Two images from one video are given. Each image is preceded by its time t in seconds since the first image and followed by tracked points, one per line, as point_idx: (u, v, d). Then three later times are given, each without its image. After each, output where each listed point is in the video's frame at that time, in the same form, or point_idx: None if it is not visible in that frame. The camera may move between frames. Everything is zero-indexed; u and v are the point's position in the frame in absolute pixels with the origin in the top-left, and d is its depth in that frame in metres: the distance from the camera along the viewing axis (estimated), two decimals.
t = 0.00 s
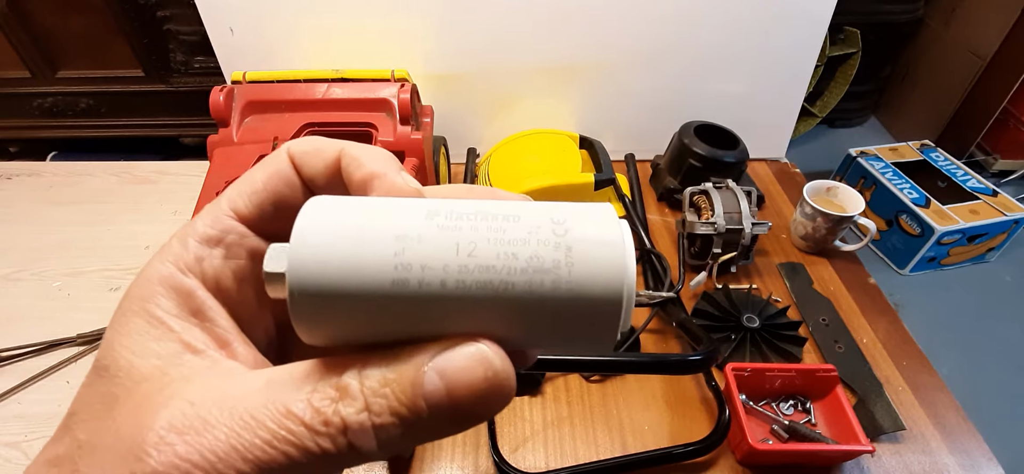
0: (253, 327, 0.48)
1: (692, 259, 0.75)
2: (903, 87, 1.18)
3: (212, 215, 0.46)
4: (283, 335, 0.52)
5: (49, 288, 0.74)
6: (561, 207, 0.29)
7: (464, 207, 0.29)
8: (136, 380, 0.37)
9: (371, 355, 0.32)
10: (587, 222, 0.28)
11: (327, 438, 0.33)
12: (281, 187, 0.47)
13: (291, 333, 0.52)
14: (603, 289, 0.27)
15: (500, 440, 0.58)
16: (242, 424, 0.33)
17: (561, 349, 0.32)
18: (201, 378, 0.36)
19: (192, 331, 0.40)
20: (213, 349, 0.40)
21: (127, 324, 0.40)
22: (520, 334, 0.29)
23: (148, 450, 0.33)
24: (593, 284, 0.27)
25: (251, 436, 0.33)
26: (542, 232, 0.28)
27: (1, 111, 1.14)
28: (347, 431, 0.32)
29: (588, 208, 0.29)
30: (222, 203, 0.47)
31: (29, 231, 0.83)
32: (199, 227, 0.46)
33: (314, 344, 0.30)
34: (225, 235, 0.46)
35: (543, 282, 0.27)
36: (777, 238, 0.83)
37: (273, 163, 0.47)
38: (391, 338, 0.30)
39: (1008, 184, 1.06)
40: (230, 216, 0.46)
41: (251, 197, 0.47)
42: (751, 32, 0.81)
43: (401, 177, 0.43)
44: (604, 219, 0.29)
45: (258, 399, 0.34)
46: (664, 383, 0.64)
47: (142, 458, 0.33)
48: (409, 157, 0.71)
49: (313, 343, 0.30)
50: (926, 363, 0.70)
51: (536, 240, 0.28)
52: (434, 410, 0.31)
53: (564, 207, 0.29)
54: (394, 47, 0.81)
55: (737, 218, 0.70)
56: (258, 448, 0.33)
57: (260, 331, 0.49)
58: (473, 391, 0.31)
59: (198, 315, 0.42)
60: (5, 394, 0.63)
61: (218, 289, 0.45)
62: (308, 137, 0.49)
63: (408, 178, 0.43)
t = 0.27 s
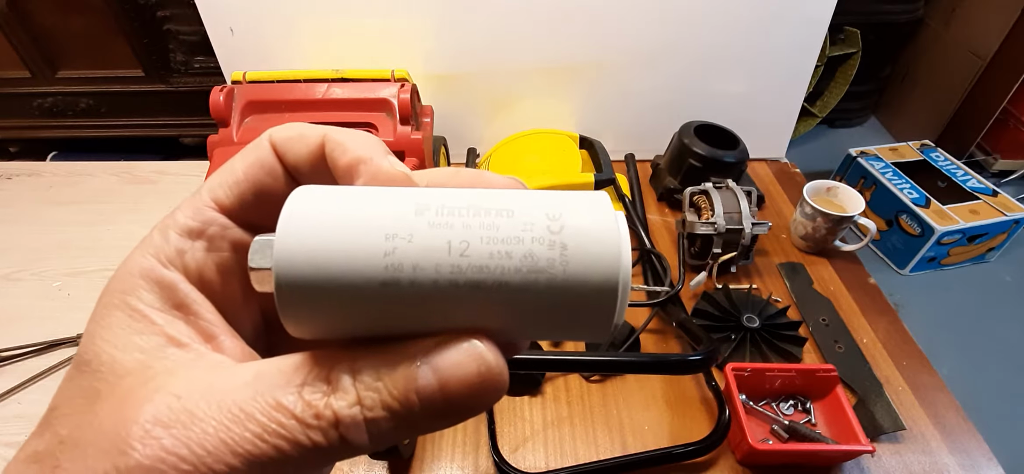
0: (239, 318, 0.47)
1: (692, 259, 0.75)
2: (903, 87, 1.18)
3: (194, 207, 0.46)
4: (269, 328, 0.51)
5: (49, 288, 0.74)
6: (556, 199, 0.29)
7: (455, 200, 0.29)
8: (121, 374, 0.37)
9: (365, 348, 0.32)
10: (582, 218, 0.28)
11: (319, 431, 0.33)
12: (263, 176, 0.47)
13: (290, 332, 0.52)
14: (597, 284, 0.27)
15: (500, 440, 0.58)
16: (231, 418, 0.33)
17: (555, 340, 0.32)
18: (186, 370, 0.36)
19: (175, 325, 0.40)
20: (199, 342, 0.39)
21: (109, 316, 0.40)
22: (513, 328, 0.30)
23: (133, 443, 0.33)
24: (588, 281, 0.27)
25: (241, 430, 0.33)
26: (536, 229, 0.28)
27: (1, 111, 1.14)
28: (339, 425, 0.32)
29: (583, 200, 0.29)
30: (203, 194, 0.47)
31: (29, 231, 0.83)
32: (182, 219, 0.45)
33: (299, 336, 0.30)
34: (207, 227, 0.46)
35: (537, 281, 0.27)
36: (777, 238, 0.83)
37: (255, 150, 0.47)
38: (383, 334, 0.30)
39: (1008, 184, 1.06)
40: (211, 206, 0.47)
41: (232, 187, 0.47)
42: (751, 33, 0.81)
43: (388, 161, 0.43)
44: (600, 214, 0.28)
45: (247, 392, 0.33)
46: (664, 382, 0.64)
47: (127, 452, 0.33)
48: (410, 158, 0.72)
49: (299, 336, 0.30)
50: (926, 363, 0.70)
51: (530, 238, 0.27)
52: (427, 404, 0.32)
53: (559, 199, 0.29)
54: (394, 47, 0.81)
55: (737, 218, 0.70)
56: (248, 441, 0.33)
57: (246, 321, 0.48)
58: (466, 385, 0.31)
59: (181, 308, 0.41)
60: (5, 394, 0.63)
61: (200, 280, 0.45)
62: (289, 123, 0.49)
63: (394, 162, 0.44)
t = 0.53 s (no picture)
0: (234, 309, 0.48)
1: (692, 259, 0.75)
2: (903, 87, 1.18)
3: (186, 195, 0.46)
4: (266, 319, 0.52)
5: (49, 288, 0.74)
6: (557, 187, 0.29)
7: (454, 189, 0.29)
8: (111, 365, 0.36)
9: (365, 339, 0.32)
10: (585, 207, 0.28)
11: (317, 423, 0.33)
12: (256, 162, 0.46)
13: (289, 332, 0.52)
14: (602, 274, 0.27)
15: (500, 440, 0.58)
16: (227, 409, 0.33)
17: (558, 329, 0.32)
18: (179, 361, 0.36)
19: (168, 314, 0.40)
20: (193, 333, 0.39)
21: (100, 306, 0.39)
22: (515, 318, 0.30)
23: (126, 435, 0.33)
24: (592, 270, 0.27)
25: (237, 421, 0.32)
26: (537, 219, 0.27)
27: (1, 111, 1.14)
28: (338, 416, 0.32)
29: (586, 187, 0.29)
30: (196, 181, 0.47)
31: (29, 231, 0.83)
32: (174, 208, 0.45)
33: (297, 329, 0.30)
34: (199, 216, 0.46)
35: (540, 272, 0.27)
36: (777, 238, 0.83)
37: (248, 137, 0.47)
38: (383, 324, 0.30)
39: (1008, 184, 1.06)
40: (204, 194, 0.46)
41: (223, 175, 0.46)
42: (751, 33, 0.81)
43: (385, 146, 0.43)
44: (603, 203, 0.28)
45: (243, 383, 0.33)
46: (664, 382, 0.64)
47: (120, 444, 0.32)
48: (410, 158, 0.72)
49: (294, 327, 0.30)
50: (926, 363, 0.70)
51: (531, 228, 0.27)
52: (427, 395, 0.32)
53: (560, 187, 0.29)
54: (394, 47, 0.81)
55: (737, 218, 0.70)
56: (245, 433, 0.32)
57: (240, 312, 0.48)
58: (467, 376, 0.31)
59: (173, 298, 0.41)
60: (5, 394, 0.63)
61: (194, 270, 0.45)
62: (284, 110, 0.49)
63: (391, 146, 0.43)
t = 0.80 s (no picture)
0: (229, 304, 0.47)
1: (692, 259, 0.75)
2: (903, 87, 1.18)
3: (180, 187, 0.46)
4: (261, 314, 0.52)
5: (49, 288, 0.74)
6: (561, 177, 0.29)
7: (455, 179, 0.28)
8: (102, 360, 0.37)
9: (364, 331, 0.32)
10: (589, 200, 0.28)
11: (310, 420, 0.33)
12: (250, 152, 0.47)
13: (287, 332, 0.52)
14: (605, 269, 0.28)
15: (500, 440, 0.58)
16: (217, 406, 0.33)
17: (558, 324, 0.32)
18: (172, 355, 0.36)
19: (161, 309, 0.40)
20: (186, 328, 0.39)
21: (91, 301, 0.40)
22: (515, 311, 0.30)
23: (113, 432, 0.33)
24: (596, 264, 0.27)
25: (228, 418, 0.32)
26: (541, 210, 0.27)
27: (2, 111, 1.14)
28: (331, 413, 0.32)
29: (594, 180, 0.29)
30: (189, 172, 0.47)
31: (29, 231, 0.83)
32: (167, 199, 0.45)
33: (290, 321, 0.30)
34: (193, 208, 0.46)
35: (542, 264, 0.27)
36: (777, 238, 0.83)
37: (243, 127, 0.47)
38: (383, 316, 0.30)
39: (1008, 184, 1.06)
40: (197, 186, 0.46)
41: (217, 165, 0.46)
42: (753, 35, 0.81)
43: (383, 132, 0.42)
44: (609, 196, 0.28)
45: (234, 379, 0.33)
46: (664, 382, 0.64)
47: (106, 441, 0.32)
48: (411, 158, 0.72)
49: (287, 320, 0.30)
50: (926, 363, 0.70)
51: (534, 219, 0.27)
52: (424, 391, 0.31)
53: (566, 179, 0.29)
54: (394, 47, 0.81)
55: (737, 218, 0.70)
56: (235, 430, 0.32)
57: (238, 311, 0.48)
58: (465, 372, 0.31)
59: (166, 292, 0.41)
60: (4, 394, 0.63)
61: (188, 263, 0.45)
62: (280, 100, 0.49)
63: (389, 133, 0.43)
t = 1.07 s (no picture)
0: (229, 303, 0.47)
1: (692, 259, 0.75)
2: (903, 87, 1.18)
3: (179, 186, 0.46)
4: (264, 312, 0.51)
5: (49, 288, 0.74)
6: (571, 181, 0.28)
7: (462, 184, 0.28)
8: (104, 362, 0.37)
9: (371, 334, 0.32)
10: (599, 208, 0.28)
11: (315, 425, 0.33)
12: (250, 151, 0.46)
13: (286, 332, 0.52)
14: (615, 279, 0.28)
15: (500, 440, 0.58)
16: (221, 410, 0.33)
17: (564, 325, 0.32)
18: (173, 357, 0.36)
19: (161, 309, 0.40)
20: (187, 329, 0.39)
21: (91, 301, 0.40)
22: (522, 317, 0.30)
23: (113, 435, 0.32)
24: (605, 274, 0.28)
25: (232, 422, 0.32)
26: (550, 219, 0.27)
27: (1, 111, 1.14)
28: (337, 418, 0.33)
29: (607, 187, 0.28)
30: (190, 172, 0.47)
31: (29, 231, 0.83)
32: (166, 199, 0.45)
33: (294, 322, 0.30)
34: (192, 208, 0.45)
35: (549, 274, 0.27)
36: (777, 238, 0.83)
37: (243, 125, 0.47)
38: (389, 322, 0.30)
39: (1008, 184, 1.06)
40: (196, 185, 0.46)
41: (217, 164, 0.46)
42: (752, 34, 0.81)
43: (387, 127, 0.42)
44: (621, 205, 0.28)
45: (237, 382, 0.33)
46: (664, 382, 0.64)
47: (106, 444, 0.32)
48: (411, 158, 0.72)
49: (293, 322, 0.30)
50: (926, 363, 0.70)
51: (543, 228, 0.27)
52: (432, 395, 0.32)
53: (576, 184, 0.28)
54: (394, 47, 0.81)
55: (737, 218, 0.70)
56: (239, 435, 0.33)
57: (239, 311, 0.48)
58: (473, 377, 0.32)
59: (167, 293, 0.41)
60: (4, 394, 0.63)
61: (188, 264, 0.44)
62: (280, 97, 0.49)
63: (392, 127, 0.43)
